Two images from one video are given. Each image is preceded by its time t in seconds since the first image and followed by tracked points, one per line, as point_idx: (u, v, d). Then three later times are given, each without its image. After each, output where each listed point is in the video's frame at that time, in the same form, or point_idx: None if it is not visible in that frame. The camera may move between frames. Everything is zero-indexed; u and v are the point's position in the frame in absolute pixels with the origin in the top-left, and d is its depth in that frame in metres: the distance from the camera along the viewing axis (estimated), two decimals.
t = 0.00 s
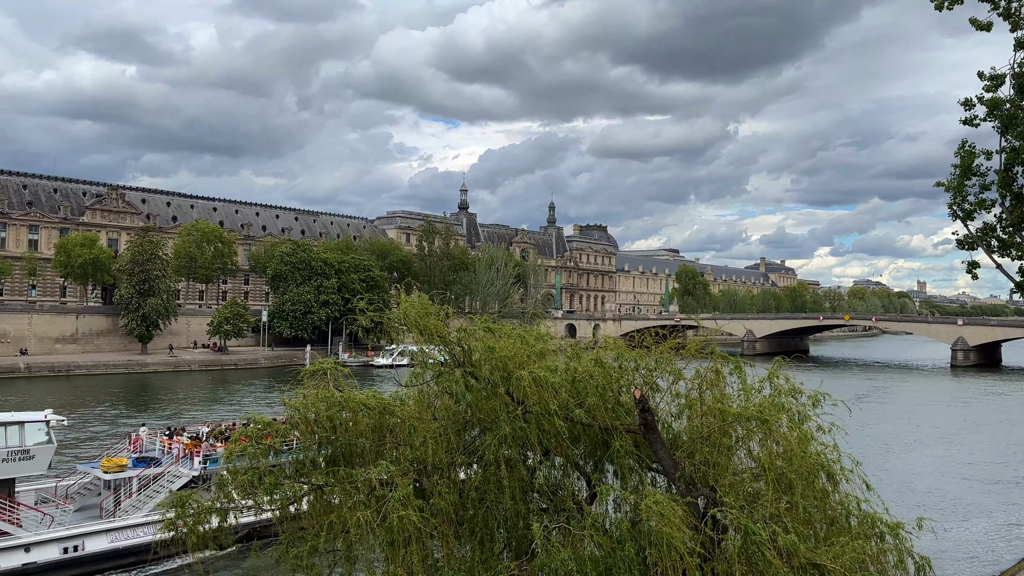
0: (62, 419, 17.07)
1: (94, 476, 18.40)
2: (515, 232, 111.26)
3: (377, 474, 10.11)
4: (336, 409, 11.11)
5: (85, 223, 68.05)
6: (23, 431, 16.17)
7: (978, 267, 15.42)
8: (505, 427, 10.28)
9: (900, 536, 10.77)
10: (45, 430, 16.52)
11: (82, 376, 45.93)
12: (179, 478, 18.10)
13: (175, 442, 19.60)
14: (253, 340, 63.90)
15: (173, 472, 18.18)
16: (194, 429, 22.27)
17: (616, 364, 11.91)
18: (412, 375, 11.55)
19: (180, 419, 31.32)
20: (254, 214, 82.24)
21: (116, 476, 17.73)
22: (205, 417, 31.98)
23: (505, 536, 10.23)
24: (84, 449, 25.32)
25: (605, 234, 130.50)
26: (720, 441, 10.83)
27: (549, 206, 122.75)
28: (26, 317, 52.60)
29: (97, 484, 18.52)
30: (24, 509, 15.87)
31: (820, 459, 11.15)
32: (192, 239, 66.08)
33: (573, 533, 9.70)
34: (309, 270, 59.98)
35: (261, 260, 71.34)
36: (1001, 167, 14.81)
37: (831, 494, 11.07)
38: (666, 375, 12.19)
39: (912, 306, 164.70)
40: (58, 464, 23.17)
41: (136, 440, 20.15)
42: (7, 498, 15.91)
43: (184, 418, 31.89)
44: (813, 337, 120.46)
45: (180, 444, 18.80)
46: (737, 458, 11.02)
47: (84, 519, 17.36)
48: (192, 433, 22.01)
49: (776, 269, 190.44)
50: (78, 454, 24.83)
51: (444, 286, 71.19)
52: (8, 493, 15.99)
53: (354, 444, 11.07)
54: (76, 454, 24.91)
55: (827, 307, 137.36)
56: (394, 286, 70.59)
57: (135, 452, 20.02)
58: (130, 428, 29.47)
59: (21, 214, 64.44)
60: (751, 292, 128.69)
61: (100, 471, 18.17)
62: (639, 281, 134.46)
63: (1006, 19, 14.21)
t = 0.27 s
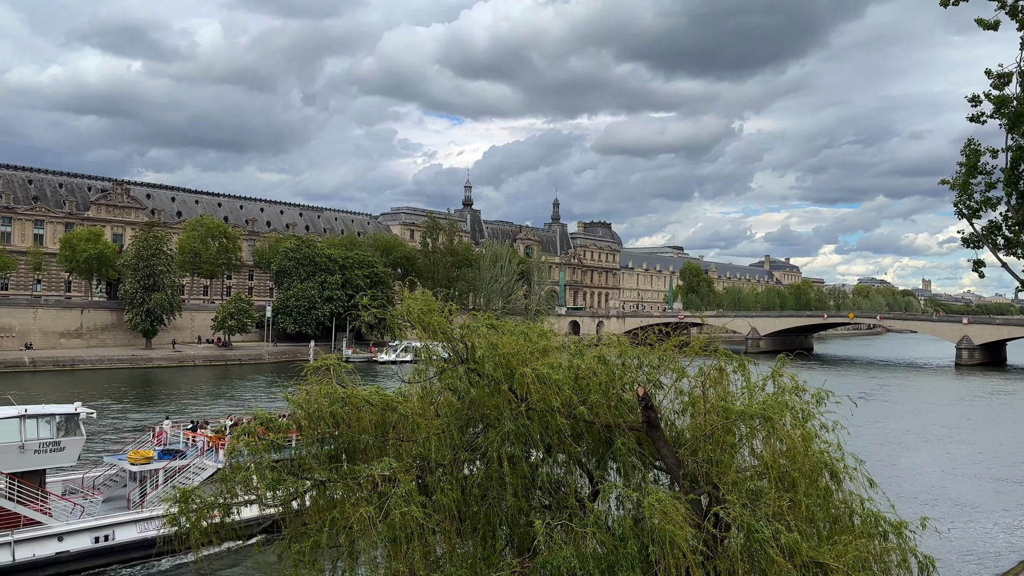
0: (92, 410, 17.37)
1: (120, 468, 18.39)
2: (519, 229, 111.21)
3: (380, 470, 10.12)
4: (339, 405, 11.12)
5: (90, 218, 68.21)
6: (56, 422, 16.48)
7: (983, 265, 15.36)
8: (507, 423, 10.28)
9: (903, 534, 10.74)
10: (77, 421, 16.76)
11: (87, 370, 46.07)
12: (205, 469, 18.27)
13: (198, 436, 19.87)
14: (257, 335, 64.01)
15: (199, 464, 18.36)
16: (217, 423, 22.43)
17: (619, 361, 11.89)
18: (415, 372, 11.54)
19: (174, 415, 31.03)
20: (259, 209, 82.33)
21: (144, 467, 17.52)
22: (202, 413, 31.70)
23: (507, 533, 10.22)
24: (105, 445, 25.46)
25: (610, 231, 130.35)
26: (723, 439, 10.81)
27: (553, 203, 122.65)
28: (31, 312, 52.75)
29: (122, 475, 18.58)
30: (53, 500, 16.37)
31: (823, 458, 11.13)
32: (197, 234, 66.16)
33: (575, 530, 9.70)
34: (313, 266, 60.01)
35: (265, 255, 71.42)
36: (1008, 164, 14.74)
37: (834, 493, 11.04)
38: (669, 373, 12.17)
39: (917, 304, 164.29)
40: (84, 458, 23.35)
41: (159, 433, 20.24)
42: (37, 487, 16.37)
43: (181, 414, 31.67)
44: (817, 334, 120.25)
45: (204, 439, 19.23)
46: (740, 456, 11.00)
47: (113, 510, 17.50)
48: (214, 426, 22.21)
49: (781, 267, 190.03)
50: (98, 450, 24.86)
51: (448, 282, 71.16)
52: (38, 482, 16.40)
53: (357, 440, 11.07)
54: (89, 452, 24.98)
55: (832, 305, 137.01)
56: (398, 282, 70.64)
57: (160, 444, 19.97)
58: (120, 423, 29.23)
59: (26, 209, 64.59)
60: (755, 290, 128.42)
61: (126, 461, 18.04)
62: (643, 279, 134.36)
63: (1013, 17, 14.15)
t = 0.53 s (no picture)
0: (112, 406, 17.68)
1: (139, 463, 18.58)
2: (518, 226, 111.18)
3: (377, 468, 10.09)
4: (336, 403, 11.10)
5: (89, 214, 68.11)
6: (77, 418, 16.80)
7: (982, 264, 15.36)
8: (504, 421, 10.26)
9: (901, 534, 10.74)
10: (99, 417, 17.11)
11: (85, 367, 46.03)
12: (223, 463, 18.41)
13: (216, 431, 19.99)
14: (255, 332, 63.99)
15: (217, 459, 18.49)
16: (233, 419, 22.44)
17: (617, 359, 11.86)
18: (413, 370, 11.50)
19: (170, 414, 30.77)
20: (257, 206, 82.25)
21: (163, 462, 17.90)
22: (200, 412, 31.47)
23: (504, 531, 10.22)
24: (127, 438, 25.51)
25: (609, 230, 130.36)
26: (721, 438, 10.80)
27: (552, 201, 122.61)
28: (29, 308, 52.70)
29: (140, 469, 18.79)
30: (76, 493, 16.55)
31: (821, 457, 11.12)
32: (195, 231, 66.10)
33: (572, 528, 9.68)
34: (312, 264, 60.00)
35: (263, 252, 71.37)
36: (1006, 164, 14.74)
37: (832, 492, 11.03)
38: (667, 371, 12.16)
39: (916, 303, 164.56)
40: (109, 452, 23.35)
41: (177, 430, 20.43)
42: (61, 481, 16.65)
43: (179, 412, 31.51)
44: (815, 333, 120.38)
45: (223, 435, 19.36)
46: (738, 455, 10.99)
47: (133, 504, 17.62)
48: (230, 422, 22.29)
49: (779, 265, 190.10)
50: (120, 442, 24.86)
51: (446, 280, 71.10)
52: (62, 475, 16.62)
53: (354, 438, 11.06)
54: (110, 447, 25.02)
55: (830, 304, 137.10)
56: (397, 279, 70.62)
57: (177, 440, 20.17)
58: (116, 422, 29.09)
59: (24, 205, 64.49)
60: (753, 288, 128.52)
61: (147, 456, 18.33)
62: (642, 277, 134.42)
63: (1011, 16, 14.14)
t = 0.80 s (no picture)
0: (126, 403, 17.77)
1: (151, 459, 18.76)
2: (511, 226, 111.17)
3: (367, 467, 10.06)
4: (326, 402, 11.09)
5: (79, 212, 67.75)
6: (91, 416, 16.87)
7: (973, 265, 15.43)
8: (495, 421, 10.25)
9: (890, 533, 10.78)
10: (113, 414, 17.15)
11: (75, 366, 45.77)
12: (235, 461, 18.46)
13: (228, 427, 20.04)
14: (246, 331, 63.79)
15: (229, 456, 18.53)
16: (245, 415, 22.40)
17: (608, 359, 11.85)
18: (403, 369, 11.45)
19: (160, 413, 30.51)
20: (249, 205, 81.97)
21: (175, 459, 18.05)
22: (189, 412, 31.14)
23: (495, 531, 10.21)
24: (140, 436, 25.42)
25: (601, 229, 130.49)
26: (712, 437, 10.81)
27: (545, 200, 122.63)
28: (18, 307, 52.38)
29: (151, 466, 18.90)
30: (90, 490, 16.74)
31: (811, 456, 11.14)
32: (186, 230, 65.82)
33: (562, 528, 9.68)
34: (304, 263, 59.87)
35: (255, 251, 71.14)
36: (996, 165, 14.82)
37: (822, 491, 11.06)
38: (658, 371, 12.17)
39: (906, 303, 165.69)
40: (122, 448, 23.26)
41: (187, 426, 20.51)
42: (76, 477, 16.90)
43: (166, 411, 31.23)
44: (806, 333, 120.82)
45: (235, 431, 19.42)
46: (729, 454, 11.00)
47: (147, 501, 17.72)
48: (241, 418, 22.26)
49: (771, 265, 190.61)
50: (131, 440, 24.70)
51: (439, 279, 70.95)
52: (77, 473, 16.77)
53: (344, 437, 11.04)
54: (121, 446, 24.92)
55: (822, 304, 137.64)
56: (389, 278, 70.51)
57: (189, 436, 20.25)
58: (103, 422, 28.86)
59: (14, 203, 64.09)
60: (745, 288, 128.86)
61: (159, 453, 18.45)
62: (634, 276, 134.61)
63: (1002, 17, 14.21)
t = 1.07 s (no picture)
0: (131, 404, 18.69)
1: (158, 457, 18.99)
2: (500, 225, 111.18)
3: (353, 467, 10.05)
4: (311, 402, 11.08)
5: (64, 211, 67.26)
6: (99, 414, 17.69)
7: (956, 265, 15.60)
8: (481, 420, 10.26)
9: (874, 531, 10.87)
10: (120, 413, 18.01)
11: (60, 366, 45.44)
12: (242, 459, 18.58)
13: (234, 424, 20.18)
14: (234, 331, 63.52)
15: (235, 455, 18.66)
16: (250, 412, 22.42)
17: (593, 358, 11.90)
18: (389, 369, 11.44)
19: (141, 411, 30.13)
20: (236, 204, 81.58)
21: (182, 457, 18.11)
22: (173, 413, 30.72)
23: (481, 531, 10.24)
24: (147, 433, 25.32)
25: (590, 229, 130.72)
26: (697, 437, 10.86)
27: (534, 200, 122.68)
28: (3, 306, 51.91)
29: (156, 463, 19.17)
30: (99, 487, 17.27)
31: (795, 454, 11.21)
32: (173, 229, 65.47)
33: (548, 527, 9.70)
34: (292, 262, 59.66)
35: (242, 250, 70.81)
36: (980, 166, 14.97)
37: (806, 490, 11.13)
38: (643, 370, 12.22)
39: (892, 303, 166.83)
40: (128, 444, 23.14)
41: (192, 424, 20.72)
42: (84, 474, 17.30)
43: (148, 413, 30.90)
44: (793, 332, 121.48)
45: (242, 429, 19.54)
46: (714, 453, 11.05)
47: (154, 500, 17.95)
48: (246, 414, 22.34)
49: (759, 265, 191.52)
50: (135, 439, 24.54)
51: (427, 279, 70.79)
52: (86, 471, 17.46)
53: (330, 437, 11.03)
54: (127, 448, 24.80)
55: (809, 304, 138.39)
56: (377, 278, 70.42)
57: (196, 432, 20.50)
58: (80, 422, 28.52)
59: None
60: (733, 288, 129.39)
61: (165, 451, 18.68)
62: (623, 276, 134.91)
63: (986, 19, 14.34)
